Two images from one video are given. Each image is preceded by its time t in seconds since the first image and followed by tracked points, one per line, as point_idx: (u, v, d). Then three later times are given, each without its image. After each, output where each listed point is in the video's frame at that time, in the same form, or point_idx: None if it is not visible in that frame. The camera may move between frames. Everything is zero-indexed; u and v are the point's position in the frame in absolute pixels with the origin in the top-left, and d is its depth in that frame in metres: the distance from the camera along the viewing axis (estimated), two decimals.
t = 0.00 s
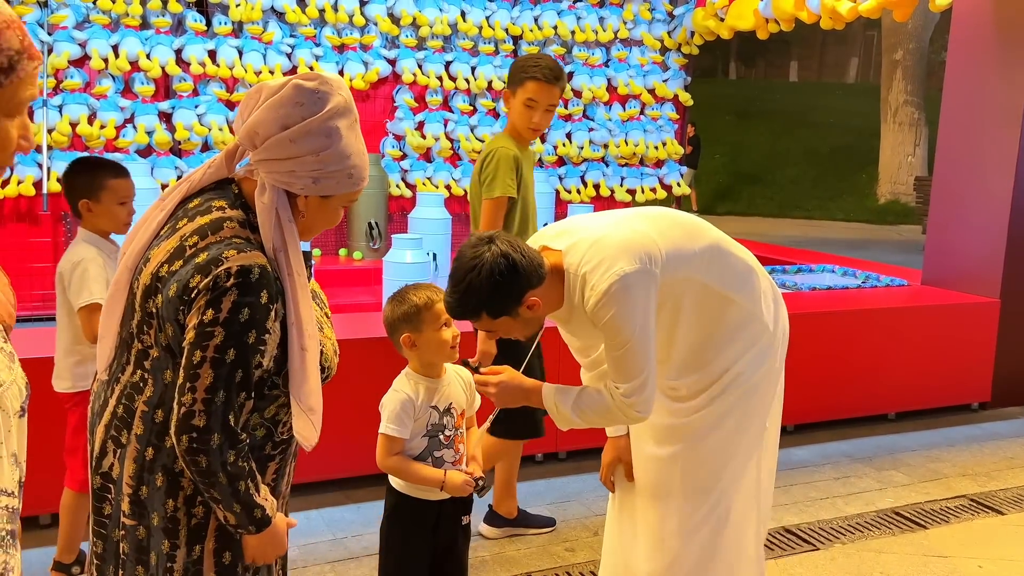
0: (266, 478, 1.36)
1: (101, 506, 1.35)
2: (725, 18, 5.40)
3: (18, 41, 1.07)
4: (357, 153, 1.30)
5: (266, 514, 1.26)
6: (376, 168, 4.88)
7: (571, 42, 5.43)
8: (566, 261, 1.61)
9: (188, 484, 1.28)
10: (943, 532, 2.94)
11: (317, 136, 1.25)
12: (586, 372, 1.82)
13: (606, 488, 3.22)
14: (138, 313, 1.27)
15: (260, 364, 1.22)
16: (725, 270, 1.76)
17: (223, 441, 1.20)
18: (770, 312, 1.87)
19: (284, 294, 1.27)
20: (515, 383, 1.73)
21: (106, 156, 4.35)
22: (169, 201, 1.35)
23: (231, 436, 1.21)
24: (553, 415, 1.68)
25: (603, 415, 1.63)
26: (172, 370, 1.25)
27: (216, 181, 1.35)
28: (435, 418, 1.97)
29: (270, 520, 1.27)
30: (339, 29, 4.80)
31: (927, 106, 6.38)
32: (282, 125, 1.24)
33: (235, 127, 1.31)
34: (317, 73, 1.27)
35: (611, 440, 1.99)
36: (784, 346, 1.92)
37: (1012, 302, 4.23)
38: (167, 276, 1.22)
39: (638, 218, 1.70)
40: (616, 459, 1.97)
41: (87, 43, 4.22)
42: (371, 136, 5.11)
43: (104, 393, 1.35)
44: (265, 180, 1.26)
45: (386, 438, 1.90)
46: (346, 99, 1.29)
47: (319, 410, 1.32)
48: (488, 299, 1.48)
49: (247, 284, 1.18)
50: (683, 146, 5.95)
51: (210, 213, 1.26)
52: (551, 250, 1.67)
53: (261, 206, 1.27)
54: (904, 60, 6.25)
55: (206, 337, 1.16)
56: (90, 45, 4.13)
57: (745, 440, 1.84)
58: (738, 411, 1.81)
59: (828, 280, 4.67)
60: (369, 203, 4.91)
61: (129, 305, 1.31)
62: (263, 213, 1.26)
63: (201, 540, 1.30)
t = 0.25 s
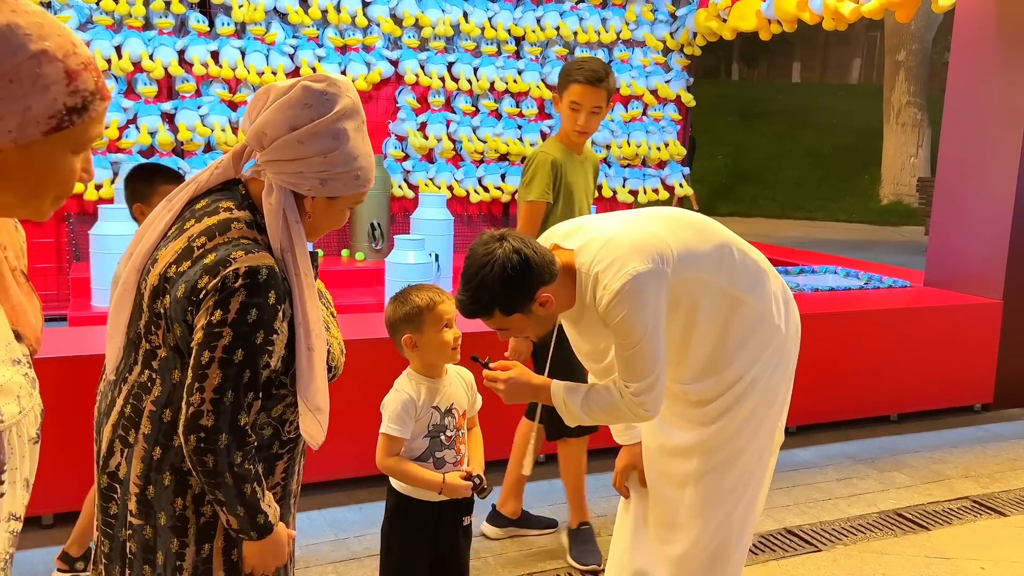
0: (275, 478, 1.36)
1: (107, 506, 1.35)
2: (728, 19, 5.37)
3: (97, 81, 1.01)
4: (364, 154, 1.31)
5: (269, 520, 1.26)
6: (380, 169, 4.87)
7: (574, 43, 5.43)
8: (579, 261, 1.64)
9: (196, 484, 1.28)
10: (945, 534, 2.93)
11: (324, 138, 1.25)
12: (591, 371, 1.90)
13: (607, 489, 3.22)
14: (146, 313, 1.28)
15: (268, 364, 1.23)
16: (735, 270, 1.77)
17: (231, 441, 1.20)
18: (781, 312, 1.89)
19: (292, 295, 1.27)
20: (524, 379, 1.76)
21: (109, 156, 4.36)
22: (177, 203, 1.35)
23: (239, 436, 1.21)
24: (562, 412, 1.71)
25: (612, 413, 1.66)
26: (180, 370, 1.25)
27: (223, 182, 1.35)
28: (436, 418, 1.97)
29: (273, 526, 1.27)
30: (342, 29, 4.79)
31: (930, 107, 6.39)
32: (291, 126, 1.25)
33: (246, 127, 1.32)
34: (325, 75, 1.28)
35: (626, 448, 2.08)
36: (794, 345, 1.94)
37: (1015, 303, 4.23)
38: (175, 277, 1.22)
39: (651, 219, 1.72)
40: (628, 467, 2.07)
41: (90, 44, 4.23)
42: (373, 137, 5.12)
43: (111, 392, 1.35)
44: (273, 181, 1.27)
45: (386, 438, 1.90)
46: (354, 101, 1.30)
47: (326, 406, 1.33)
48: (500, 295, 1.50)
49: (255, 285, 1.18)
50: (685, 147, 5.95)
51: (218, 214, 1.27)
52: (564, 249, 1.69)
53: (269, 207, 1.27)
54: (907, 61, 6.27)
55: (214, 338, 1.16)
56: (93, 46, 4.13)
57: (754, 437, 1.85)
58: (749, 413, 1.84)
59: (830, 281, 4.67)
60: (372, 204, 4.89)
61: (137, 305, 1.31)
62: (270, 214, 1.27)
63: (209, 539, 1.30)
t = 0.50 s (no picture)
0: (280, 478, 1.36)
1: (113, 504, 1.35)
2: (729, 20, 5.33)
3: (133, 98, 1.08)
4: (371, 158, 1.31)
5: (272, 521, 1.26)
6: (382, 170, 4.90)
7: (576, 44, 5.43)
8: (584, 261, 1.65)
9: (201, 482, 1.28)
10: (946, 535, 2.93)
11: (332, 141, 1.26)
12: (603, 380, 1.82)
13: (609, 490, 3.22)
14: (152, 313, 1.28)
15: (274, 365, 1.23)
16: (742, 271, 1.78)
17: (237, 441, 1.21)
18: (789, 313, 1.89)
19: (297, 296, 1.27)
20: (529, 380, 1.76)
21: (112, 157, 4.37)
22: (184, 203, 1.35)
23: (244, 436, 1.21)
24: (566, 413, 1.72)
25: (617, 413, 1.66)
26: (186, 369, 1.26)
27: (230, 183, 1.35)
28: (437, 420, 1.97)
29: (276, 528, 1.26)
30: (343, 30, 4.79)
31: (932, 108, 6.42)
32: (299, 129, 1.25)
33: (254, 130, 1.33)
34: (335, 79, 1.28)
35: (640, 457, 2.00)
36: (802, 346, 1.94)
37: (1016, 305, 4.22)
38: (182, 276, 1.22)
39: (659, 221, 1.73)
40: (643, 476, 2.00)
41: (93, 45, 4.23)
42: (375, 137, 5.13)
43: (116, 390, 1.35)
44: (280, 183, 1.27)
45: (387, 439, 1.90)
46: (362, 105, 1.31)
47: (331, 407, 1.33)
48: (507, 291, 1.50)
49: (261, 285, 1.19)
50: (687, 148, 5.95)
51: (224, 214, 1.27)
52: (571, 249, 1.70)
53: (276, 210, 1.27)
54: (909, 62, 6.31)
55: (221, 337, 1.16)
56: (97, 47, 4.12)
57: (761, 438, 1.85)
58: (755, 414, 1.84)
59: (832, 283, 4.66)
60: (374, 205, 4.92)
61: (143, 305, 1.31)
62: (278, 217, 1.27)
63: (214, 537, 1.30)
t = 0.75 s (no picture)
0: (284, 477, 1.36)
1: (117, 502, 1.35)
2: (730, 22, 5.30)
3: (159, 109, 1.11)
4: (375, 158, 1.32)
5: (275, 521, 1.26)
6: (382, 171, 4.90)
7: (577, 45, 5.44)
8: (588, 259, 1.65)
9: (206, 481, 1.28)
10: (947, 537, 2.93)
11: (336, 142, 1.26)
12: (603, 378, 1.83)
13: (610, 491, 3.22)
14: (157, 312, 1.28)
15: (278, 364, 1.23)
16: (746, 272, 1.78)
17: (241, 440, 1.21)
18: (792, 314, 1.89)
19: (302, 295, 1.27)
20: (530, 379, 1.77)
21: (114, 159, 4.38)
22: (189, 203, 1.35)
23: (248, 436, 1.21)
24: (567, 413, 1.72)
25: (617, 413, 1.66)
26: (190, 369, 1.26)
27: (234, 184, 1.35)
28: (438, 421, 1.98)
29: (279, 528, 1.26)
30: (344, 31, 4.80)
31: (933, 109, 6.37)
32: (303, 129, 1.26)
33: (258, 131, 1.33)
34: (339, 80, 1.29)
35: (641, 459, 1.98)
36: (806, 348, 1.94)
37: (1017, 306, 4.22)
38: (186, 277, 1.23)
39: (662, 221, 1.73)
40: (643, 479, 1.98)
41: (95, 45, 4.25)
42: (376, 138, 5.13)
43: (120, 390, 1.35)
44: (284, 184, 1.28)
45: (390, 440, 1.90)
46: (365, 106, 1.31)
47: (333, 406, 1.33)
48: (510, 287, 1.50)
49: (266, 285, 1.19)
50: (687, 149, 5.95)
51: (229, 215, 1.27)
52: (575, 248, 1.70)
53: (280, 210, 1.27)
54: (910, 64, 6.23)
55: (226, 337, 1.17)
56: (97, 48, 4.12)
57: (763, 438, 1.85)
58: (758, 414, 1.84)
59: (833, 284, 4.66)
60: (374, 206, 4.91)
61: (147, 304, 1.31)
62: (282, 217, 1.27)
63: (217, 535, 1.30)
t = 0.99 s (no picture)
0: (286, 477, 1.36)
1: (120, 500, 1.35)
2: (731, 23, 5.29)
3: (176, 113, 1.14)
4: (377, 159, 1.32)
5: (277, 521, 1.26)
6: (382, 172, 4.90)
7: (577, 46, 5.44)
8: (593, 256, 1.65)
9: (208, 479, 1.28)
10: (947, 538, 2.93)
11: (338, 142, 1.26)
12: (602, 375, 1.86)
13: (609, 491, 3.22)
14: (159, 312, 1.28)
15: (280, 364, 1.23)
16: (750, 273, 1.78)
17: (242, 440, 1.21)
18: (795, 316, 1.90)
19: (304, 296, 1.27)
20: (531, 378, 1.77)
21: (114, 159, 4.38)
22: (192, 203, 1.35)
23: (250, 435, 1.21)
24: (569, 412, 1.72)
25: (620, 410, 1.66)
26: (192, 368, 1.26)
27: (236, 184, 1.35)
28: (439, 422, 1.97)
29: (280, 528, 1.26)
30: (344, 32, 4.79)
31: (933, 111, 6.57)
32: (305, 130, 1.26)
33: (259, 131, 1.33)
34: (341, 81, 1.29)
35: (639, 459, 1.99)
36: (809, 349, 1.94)
37: (1017, 308, 4.22)
38: (189, 276, 1.23)
39: (667, 220, 1.73)
40: (643, 479, 1.98)
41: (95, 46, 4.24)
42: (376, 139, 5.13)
43: (123, 389, 1.35)
44: (286, 185, 1.28)
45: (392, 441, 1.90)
46: (368, 106, 1.31)
47: (336, 406, 1.33)
48: (514, 281, 1.51)
49: (268, 285, 1.19)
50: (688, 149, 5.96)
51: (232, 214, 1.27)
52: (578, 245, 1.70)
53: (282, 210, 1.27)
54: (910, 65, 6.46)
55: (228, 337, 1.17)
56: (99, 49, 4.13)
57: (765, 438, 1.86)
58: (761, 415, 1.84)
59: (832, 285, 4.66)
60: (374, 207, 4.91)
61: (150, 304, 1.31)
62: (284, 217, 1.27)
63: (219, 535, 1.30)
